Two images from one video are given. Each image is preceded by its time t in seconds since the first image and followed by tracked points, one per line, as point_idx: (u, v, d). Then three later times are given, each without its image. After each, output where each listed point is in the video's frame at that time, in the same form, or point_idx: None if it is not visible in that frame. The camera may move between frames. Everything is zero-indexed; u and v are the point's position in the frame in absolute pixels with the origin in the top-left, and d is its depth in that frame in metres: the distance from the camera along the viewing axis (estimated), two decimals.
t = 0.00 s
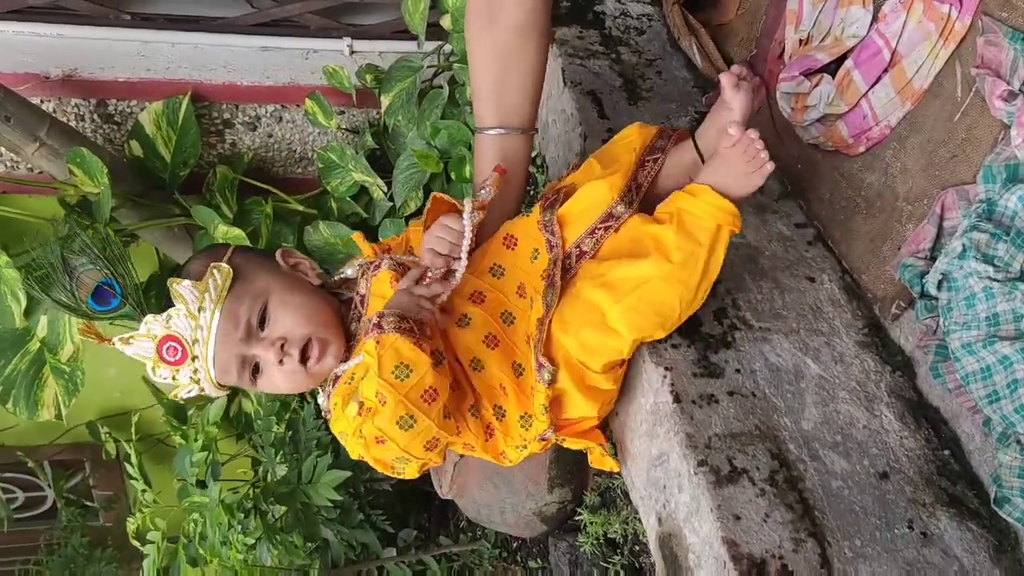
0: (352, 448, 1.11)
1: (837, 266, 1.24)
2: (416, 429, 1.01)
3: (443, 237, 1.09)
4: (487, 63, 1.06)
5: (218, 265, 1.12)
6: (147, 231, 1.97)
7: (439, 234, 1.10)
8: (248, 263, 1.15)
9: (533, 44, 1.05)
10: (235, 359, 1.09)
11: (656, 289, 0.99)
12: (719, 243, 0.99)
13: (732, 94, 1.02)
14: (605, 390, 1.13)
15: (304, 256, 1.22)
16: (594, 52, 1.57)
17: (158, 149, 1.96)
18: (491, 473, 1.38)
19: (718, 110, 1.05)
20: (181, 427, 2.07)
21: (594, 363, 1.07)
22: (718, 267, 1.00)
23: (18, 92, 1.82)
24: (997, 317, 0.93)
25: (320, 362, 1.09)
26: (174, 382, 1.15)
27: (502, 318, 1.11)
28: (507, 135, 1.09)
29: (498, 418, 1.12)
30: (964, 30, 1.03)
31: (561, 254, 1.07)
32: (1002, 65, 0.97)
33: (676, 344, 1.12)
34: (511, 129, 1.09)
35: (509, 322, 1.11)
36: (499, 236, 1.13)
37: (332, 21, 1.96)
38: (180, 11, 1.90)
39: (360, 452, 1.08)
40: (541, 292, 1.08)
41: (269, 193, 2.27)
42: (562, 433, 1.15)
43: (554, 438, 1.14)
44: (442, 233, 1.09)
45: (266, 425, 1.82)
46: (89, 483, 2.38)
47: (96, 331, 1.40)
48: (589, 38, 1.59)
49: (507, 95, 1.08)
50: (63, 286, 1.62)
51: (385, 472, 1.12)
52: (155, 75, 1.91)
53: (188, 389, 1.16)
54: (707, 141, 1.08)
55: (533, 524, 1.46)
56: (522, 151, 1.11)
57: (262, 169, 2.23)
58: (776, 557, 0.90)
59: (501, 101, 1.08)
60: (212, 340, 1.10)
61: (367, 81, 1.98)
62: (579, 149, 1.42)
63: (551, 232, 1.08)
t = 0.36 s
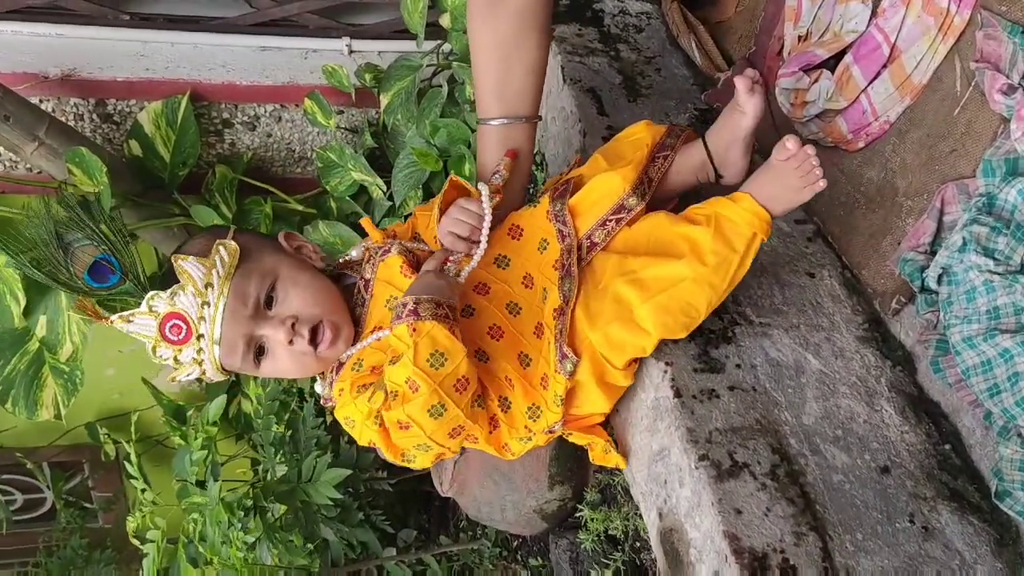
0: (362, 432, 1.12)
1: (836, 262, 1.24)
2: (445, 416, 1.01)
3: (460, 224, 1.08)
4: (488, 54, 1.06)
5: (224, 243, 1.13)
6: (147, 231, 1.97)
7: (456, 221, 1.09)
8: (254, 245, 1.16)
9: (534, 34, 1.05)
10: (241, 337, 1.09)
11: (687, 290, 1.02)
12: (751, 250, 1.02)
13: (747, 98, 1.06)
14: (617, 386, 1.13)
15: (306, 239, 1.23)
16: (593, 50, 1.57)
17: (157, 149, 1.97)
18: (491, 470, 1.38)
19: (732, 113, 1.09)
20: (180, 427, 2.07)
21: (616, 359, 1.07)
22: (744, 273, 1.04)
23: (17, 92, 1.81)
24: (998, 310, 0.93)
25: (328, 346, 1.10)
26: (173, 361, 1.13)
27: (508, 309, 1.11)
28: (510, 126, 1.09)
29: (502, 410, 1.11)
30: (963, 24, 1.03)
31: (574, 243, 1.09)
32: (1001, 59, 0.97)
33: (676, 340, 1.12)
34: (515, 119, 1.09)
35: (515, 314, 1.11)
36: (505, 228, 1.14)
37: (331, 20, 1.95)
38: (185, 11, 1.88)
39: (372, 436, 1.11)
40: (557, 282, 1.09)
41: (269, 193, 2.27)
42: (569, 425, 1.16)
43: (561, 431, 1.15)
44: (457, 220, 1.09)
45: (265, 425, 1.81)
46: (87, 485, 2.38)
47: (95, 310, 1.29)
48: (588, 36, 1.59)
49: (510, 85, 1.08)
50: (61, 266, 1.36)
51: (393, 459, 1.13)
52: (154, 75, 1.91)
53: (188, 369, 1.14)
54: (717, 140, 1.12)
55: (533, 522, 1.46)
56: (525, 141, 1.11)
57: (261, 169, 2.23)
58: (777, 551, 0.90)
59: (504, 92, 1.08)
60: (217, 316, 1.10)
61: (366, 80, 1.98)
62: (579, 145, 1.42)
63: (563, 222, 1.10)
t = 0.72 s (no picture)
0: (373, 427, 1.13)
1: (839, 256, 1.24)
2: (462, 408, 1.02)
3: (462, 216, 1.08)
4: (496, 50, 1.07)
5: (223, 231, 1.12)
6: (149, 229, 1.98)
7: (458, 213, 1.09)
8: (252, 235, 1.16)
9: (540, 28, 1.06)
10: (241, 322, 1.07)
11: (712, 286, 1.04)
12: (774, 251, 1.05)
13: (759, 95, 1.09)
14: (632, 380, 1.13)
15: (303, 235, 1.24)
16: (596, 46, 1.57)
17: (160, 147, 1.98)
18: (495, 465, 1.38)
19: (744, 109, 1.11)
20: (182, 425, 2.07)
21: (637, 351, 1.08)
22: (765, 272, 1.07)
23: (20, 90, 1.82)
24: (1000, 303, 0.93)
25: (332, 330, 1.09)
26: (173, 352, 1.11)
27: (513, 301, 1.11)
28: (518, 120, 1.10)
29: (510, 399, 1.10)
30: (965, 19, 1.04)
31: (586, 234, 1.11)
32: (1004, 53, 0.97)
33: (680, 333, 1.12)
34: (521, 113, 1.10)
35: (519, 305, 1.11)
36: (506, 217, 1.15)
37: (333, 19, 1.94)
38: (189, 11, 1.88)
39: (382, 430, 1.11)
40: (572, 271, 1.10)
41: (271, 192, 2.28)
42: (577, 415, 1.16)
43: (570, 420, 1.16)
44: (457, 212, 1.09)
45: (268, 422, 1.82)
46: (89, 484, 2.37)
47: (90, 301, 1.21)
48: (591, 32, 1.60)
49: (518, 81, 1.08)
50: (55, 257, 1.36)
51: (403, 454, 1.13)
52: (157, 73, 1.91)
53: (187, 361, 1.11)
54: (728, 135, 1.15)
55: (536, 517, 1.46)
56: (533, 137, 1.12)
57: (263, 168, 2.24)
58: (781, 542, 0.91)
59: (512, 87, 1.09)
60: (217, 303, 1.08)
61: (369, 78, 1.98)
62: (581, 142, 1.43)
63: (575, 211, 1.12)
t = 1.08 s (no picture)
0: (390, 427, 1.15)
1: (838, 251, 1.26)
2: (490, 416, 1.05)
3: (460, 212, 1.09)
4: (501, 47, 1.08)
5: (226, 233, 1.13)
6: (154, 227, 1.99)
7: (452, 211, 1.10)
8: (257, 237, 1.17)
9: (547, 21, 1.07)
10: (250, 324, 1.08)
11: (718, 282, 1.05)
12: (780, 249, 1.08)
13: (766, 92, 1.12)
14: (636, 373, 1.15)
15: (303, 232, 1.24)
16: (597, 44, 1.58)
17: (164, 146, 1.98)
18: (497, 459, 1.40)
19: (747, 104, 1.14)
20: (186, 422, 2.07)
21: (643, 345, 1.09)
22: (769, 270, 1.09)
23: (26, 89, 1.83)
24: (997, 295, 0.95)
25: (341, 328, 1.10)
26: (184, 358, 1.12)
27: (518, 294, 1.13)
28: (521, 115, 1.11)
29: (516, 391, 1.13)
30: (962, 15, 1.05)
31: (593, 228, 1.11)
32: (1001, 49, 0.99)
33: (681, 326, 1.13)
34: (524, 109, 1.11)
35: (526, 298, 1.13)
36: (511, 212, 1.17)
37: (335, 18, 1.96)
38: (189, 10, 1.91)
39: (401, 432, 1.14)
40: (578, 265, 1.11)
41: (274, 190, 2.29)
42: (584, 407, 1.18)
43: (577, 412, 1.18)
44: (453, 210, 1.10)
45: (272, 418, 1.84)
46: (92, 482, 2.36)
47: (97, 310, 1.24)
48: (592, 30, 1.61)
49: (522, 77, 1.09)
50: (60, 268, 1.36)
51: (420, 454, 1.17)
52: (160, 72, 1.92)
53: (199, 366, 1.13)
54: (731, 130, 1.18)
55: (539, 511, 1.48)
56: (535, 132, 1.13)
57: (267, 167, 2.25)
58: (781, 531, 0.92)
59: (516, 79, 1.09)
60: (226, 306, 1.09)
61: (371, 77, 2.00)
62: (583, 139, 1.44)
63: (582, 206, 1.13)
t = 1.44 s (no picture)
0: (401, 419, 1.18)
1: (829, 245, 1.28)
2: (507, 408, 1.08)
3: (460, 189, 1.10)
4: (503, 44, 1.10)
5: (225, 231, 1.13)
6: (156, 224, 2.02)
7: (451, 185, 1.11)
8: (254, 234, 1.17)
9: (547, 15, 1.09)
10: (249, 325, 1.09)
11: (719, 275, 1.09)
12: (779, 244, 1.11)
13: (765, 91, 1.17)
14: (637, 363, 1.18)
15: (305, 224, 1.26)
16: (594, 43, 1.61)
17: (167, 144, 2.00)
18: (496, 450, 1.43)
19: (748, 103, 1.18)
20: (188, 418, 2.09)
21: (645, 335, 1.12)
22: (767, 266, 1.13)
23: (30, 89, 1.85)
24: (982, 286, 0.97)
25: (340, 327, 1.12)
26: (182, 357, 1.15)
27: (519, 284, 1.14)
28: (522, 110, 1.13)
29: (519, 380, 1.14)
30: (949, 13, 1.07)
31: (597, 221, 1.15)
32: (986, 45, 1.01)
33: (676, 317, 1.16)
34: (526, 104, 1.13)
35: (526, 289, 1.14)
36: (512, 203, 1.18)
37: (335, 18, 1.99)
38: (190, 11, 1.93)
39: (413, 424, 1.17)
40: (581, 256, 1.14)
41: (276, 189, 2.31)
42: (585, 396, 1.21)
43: (578, 400, 1.20)
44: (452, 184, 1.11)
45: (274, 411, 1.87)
46: (93, 479, 2.38)
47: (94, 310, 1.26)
48: (589, 29, 1.64)
49: (522, 74, 1.12)
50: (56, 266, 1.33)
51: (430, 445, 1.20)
52: (163, 71, 1.95)
53: (197, 365, 1.15)
54: (731, 127, 1.22)
55: (536, 501, 1.50)
56: (537, 125, 1.15)
57: (268, 166, 2.28)
58: (771, 514, 0.95)
59: (517, 73, 1.12)
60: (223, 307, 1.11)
61: (371, 76, 2.03)
62: (580, 135, 1.47)
63: (584, 198, 1.16)
